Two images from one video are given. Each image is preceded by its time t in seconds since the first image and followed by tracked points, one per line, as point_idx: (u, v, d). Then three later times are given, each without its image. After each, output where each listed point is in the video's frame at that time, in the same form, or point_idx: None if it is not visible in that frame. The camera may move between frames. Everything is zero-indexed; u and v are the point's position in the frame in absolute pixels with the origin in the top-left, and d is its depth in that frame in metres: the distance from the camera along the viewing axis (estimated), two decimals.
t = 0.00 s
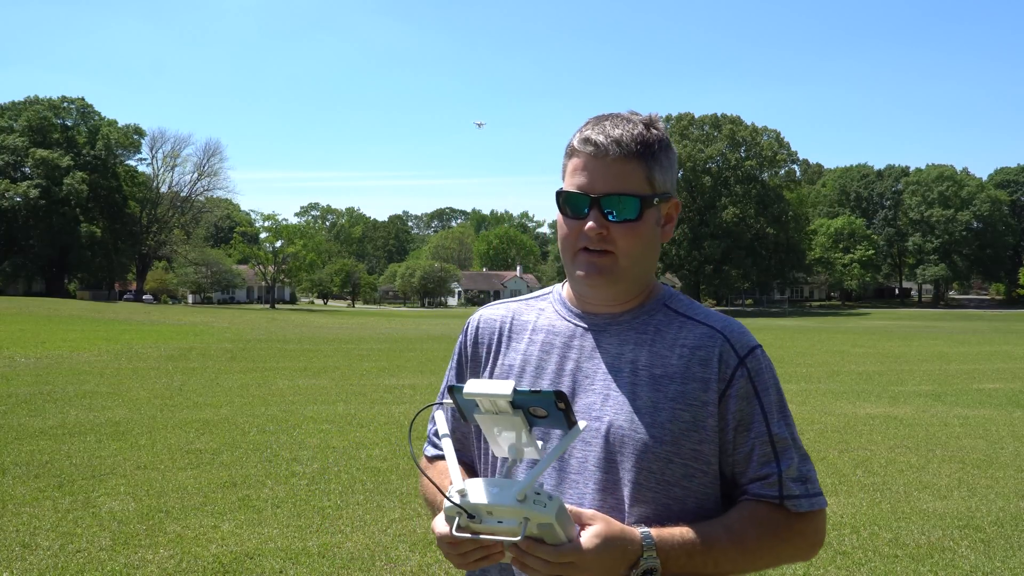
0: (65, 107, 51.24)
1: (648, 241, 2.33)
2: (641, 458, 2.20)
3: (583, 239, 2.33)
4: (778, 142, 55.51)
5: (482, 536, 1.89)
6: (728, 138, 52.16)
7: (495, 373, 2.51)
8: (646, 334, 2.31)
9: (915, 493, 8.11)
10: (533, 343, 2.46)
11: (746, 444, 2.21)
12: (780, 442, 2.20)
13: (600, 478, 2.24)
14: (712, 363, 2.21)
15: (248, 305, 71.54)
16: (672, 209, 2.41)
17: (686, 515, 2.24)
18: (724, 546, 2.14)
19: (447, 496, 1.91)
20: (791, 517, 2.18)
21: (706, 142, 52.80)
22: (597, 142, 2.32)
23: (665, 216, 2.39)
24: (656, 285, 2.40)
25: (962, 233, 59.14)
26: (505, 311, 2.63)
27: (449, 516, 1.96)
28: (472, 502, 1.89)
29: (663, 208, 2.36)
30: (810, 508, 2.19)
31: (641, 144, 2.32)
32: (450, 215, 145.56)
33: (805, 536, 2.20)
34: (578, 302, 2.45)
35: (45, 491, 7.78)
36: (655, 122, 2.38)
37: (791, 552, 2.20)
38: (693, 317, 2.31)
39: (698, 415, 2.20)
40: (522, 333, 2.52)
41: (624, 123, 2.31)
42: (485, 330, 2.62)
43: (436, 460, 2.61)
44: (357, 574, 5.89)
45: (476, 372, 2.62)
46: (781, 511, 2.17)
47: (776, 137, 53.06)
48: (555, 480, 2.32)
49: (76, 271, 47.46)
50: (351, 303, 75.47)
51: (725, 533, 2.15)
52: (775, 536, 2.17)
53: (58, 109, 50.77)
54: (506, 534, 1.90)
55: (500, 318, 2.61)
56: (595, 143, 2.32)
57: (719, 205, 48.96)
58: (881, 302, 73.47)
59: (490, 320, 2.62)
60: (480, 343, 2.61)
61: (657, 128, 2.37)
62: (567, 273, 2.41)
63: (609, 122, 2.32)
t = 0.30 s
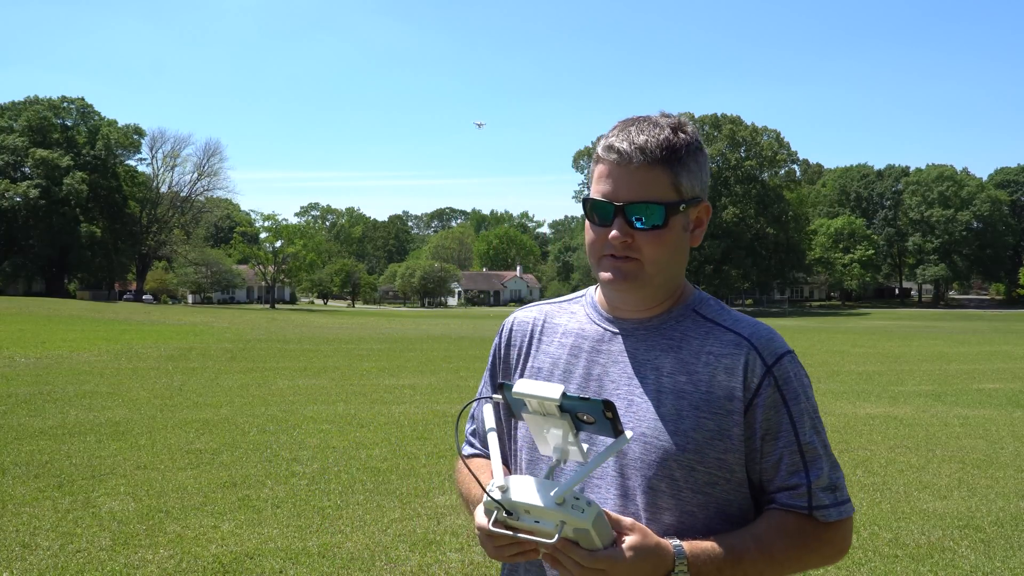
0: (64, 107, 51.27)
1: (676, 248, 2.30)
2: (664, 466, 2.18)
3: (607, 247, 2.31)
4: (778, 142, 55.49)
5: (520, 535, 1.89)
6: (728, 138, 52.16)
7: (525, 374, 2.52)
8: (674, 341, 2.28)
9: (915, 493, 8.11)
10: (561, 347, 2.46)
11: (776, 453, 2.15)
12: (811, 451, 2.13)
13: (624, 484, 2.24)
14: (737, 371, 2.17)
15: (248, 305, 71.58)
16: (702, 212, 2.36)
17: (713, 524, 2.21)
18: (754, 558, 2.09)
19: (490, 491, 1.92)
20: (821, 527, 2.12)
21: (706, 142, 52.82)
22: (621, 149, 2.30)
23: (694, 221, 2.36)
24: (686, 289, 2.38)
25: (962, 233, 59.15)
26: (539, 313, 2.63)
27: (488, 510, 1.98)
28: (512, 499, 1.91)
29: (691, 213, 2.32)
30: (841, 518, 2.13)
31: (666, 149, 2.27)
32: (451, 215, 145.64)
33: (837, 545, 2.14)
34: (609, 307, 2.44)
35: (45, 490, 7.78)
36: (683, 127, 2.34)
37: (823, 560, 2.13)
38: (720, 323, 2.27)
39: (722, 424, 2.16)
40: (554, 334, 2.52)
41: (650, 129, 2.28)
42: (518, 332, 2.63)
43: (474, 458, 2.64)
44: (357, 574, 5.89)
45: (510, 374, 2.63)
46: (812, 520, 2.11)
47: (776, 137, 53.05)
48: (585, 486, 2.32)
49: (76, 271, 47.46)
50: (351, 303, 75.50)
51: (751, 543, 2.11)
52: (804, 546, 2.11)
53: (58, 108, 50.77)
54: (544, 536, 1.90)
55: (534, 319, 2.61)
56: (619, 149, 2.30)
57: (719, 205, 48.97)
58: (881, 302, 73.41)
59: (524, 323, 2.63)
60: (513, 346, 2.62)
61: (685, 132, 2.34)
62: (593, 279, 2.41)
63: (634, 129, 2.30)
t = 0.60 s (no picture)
0: (65, 107, 51.29)
1: (675, 253, 2.30)
2: (663, 470, 2.19)
3: (607, 254, 2.31)
4: (778, 142, 55.50)
5: (515, 534, 1.92)
6: (728, 138, 52.18)
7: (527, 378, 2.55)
8: (673, 345, 2.29)
9: (915, 494, 8.12)
10: (564, 351, 2.48)
11: (775, 455, 2.15)
12: (810, 452, 2.13)
13: (625, 486, 2.25)
14: (737, 376, 2.17)
15: (248, 305, 71.60)
16: (701, 219, 2.34)
17: (715, 527, 2.22)
18: (754, 563, 2.10)
19: (489, 488, 1.94)
20: (822, 528, 2.10)
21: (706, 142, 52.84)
22: (620, 157, 2.29)
23: (693, 226, 2.33)
24: (686, 290, 2.38)
25: (962, 233, 59.17)
26: (542, 319, 2.65)
27: (487, 511, 2.00)
28: (509, 498, 1.92)
29: (690, 220, 2.31)
30: (843, 518, 2.12)
31: (665, 156, 2.26)
32: (451, 215, 145.70)
33: (839, 544, 2.13)
34: (610, 312, 2.44)
35: (45, 490, 7.79)
36: (684, 133, 2.33)
37: (826, 562, 2.12)
38: (720, 326, 2.27)
39: (721, 427, 2.16)
40: (555, 339, 2.54)
41: (650, 136, 2.27)
42: (522, 337, 2.66)
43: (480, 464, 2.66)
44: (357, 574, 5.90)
45: (514, 377, 2.66)
46: (813, 523, 2.10)
47: (776, 137, 53.05)
48: (586, 488, 2.35)
49: (76, 271, 47.48)
50: (351, 303, 75.52)
51: (752, 546, 2.11)
52: (804, 549, 2.11)
53: (58, 109, 50.83)
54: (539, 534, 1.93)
55: (536, 325, 2.64)
56: (618, 157, 2.29)
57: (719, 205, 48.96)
58: (881, 302, 73.37)
59: (527, 329, 2.65)
60: (516, 349, 2.65)
61: (685, 138, 2.32)
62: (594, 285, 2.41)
63: (633, 136, 2.28)
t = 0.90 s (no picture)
0: (65, 107, 51.29)
1: (658, 252, 2.29)
2: (659, 466, 2.19)
3: (591, 258, 2.32)
4: (778, 142, 55.46)
5: (513, 540, 1.93)
6: (728, 138, 52.20)
7: (527, 379, 2.55)
8: (667, 342, 2.29)
9: (916, 494, 8.11)
10: (561, 353, 2.48)
11: (772, 447, 2.13)
12: (808, 443, 2.11)
13: (625, 484, 2.25)
14: (729, 370, 2.17)
15: (248, 305, 71.61)
16: (684, 216, 2.34)
17: (716, 522, 2.21)
18: (753, 558, 2.09)
19: (485, 496, 1.94)
20: (822, 518, 2.08)
21: (706, 142, 52.84)
22: (595, 163, 2.31)
23: (676, 223, 2.33)
24: (679, 286, 2.37)
25: (962, 233, 59.19)
26: (538, 323, 2.64)
27: (487, 521, 2.01)
28: (505, 505, 1.93)
29: (671, 218, 2.31)
30: (846, 509, 2.09)
31: (640, 157, 2.27)
32: (450, 215, 145.67)
33: (841, 536, 2.11)
34: (604, 313, 2.44)
35: (45, 490, 7.79)
36: (657, 131, 2.32)
37: (827, 552, 2.10)
38: (711, 321, 2.28)
39: (717, 421, 2.16)
40: (550, 342, 2.54)
41: (624, 139, 2.28)
42: (520, 343, 2.66)
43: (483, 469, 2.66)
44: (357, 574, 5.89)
45: (513, 382, 2.67)
46: (812, 515, 2.08)
47: (776, 137, 53.05)
48: (586, 489, 2.35)
49: (76, 271, 47.48)
50: (351, 303, 75.49)
51: (753, 539, 2.10)
52: (804, 543, 2.08)
53: (58, 109, 50.84)
54: (536, 540, 1.93)
55: (531, 331, 2.64)
56: (593, 162, 2.30)
57: (719, 205, 48.97)
58: (881, 302, 73.36)
59: (524, 335, 2.65)
60: (515, 353, 2.65)
61: (661, 136, 2.31)
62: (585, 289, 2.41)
63: (606, 139, 2.29)
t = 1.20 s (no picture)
0: (64, 107, 51.30)
1: (653, 258, 2.29)
2: (656, 466, 2.19)
3: (587, 265, 2.32)
4: (778, 142, 55.45)
5: (508, 540, 1.93)
6: (728, 138, 52.19)
7: (523, 378, 2.55)
8: (664, 344, 2.29)
9: (915, 493, 8.11)
10: (558, 351, 2.48)
11: (769, 448, 2.13)
12: (803, 446, 2.11)
13: (622, 485, 2.25)
14: (727, 371, 2.17)
15: (248, 305, 71.62)
16: (679, 219, 2.33)
17: (713, 522, 2.20)
18: (749, 559, 2.08)
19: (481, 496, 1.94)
20: (819, 522, 2.08)
21: (706, 142, 52.85)
22: (587, 170, 2.30)
23: (671, 228, 2.32)
24: (677, 289, 2.37)
25: (962, 233, 59.19)
26: (536, 321, 2.64)
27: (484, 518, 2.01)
28: (502, 503, 1.93)
29: (667, 222, 2.30)
30: (843, 514, 2.08)
31: (631, 164, 2.26)
32: (450, 214, 145.67)
33: (839, 541, 2.10)
34: (600, 315, 2.44)
35: (45, 491, 7.78)
36: (649, 135, 2.31)
37: (823, 557, 2.09)
38: (709, 323, 2.27)
39: (715, 422, 2.16)
40: (547, 341, 2.54)
41: (615, 145, 2.27)
42: (517, 340, 2.66)
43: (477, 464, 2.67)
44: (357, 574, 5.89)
45: (510, 380, 2.66)
46: (808, 517, 2.08)
47: (776, 137, 53.04)
48: (584, 488, 2.34)
49: (75, 271, 47.50)
50: (351, 303, 75.49)
51: (750, 544, 2.09)
52: (803, 547, 2.08)
53: (58, 109, 50.83)
54: (533, 539, 1.92)
55: (528, 329, 2.64)
56: (585, 170, 2.30)
57: (720, 205, 48.97)
58: (881, 302, 73.35)
59: (520, 332, 2.65)
60: (511, 350, 2.66)
61: (652, 142, 2.30)
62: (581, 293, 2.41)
63: (597, 147, 2.29)
